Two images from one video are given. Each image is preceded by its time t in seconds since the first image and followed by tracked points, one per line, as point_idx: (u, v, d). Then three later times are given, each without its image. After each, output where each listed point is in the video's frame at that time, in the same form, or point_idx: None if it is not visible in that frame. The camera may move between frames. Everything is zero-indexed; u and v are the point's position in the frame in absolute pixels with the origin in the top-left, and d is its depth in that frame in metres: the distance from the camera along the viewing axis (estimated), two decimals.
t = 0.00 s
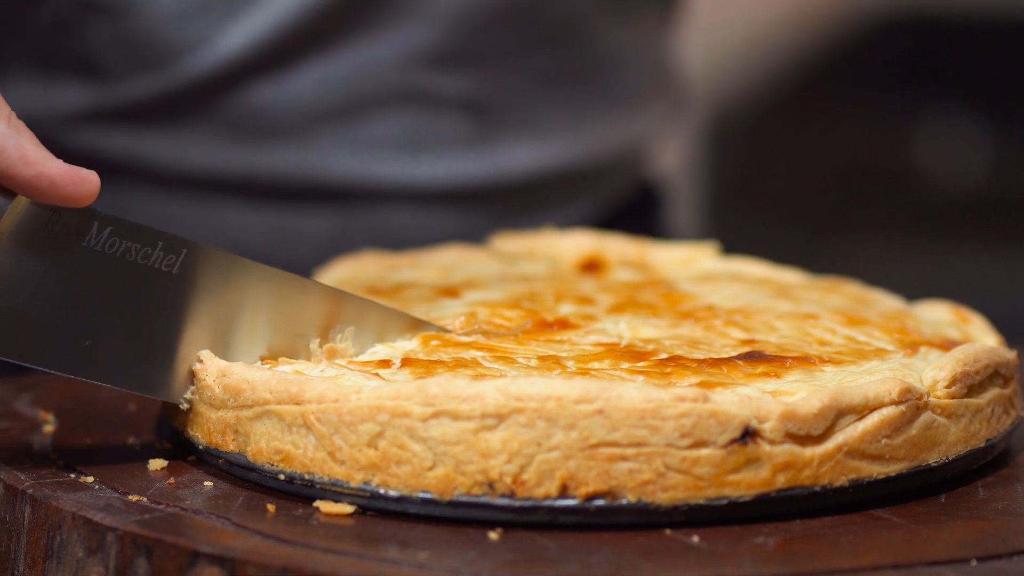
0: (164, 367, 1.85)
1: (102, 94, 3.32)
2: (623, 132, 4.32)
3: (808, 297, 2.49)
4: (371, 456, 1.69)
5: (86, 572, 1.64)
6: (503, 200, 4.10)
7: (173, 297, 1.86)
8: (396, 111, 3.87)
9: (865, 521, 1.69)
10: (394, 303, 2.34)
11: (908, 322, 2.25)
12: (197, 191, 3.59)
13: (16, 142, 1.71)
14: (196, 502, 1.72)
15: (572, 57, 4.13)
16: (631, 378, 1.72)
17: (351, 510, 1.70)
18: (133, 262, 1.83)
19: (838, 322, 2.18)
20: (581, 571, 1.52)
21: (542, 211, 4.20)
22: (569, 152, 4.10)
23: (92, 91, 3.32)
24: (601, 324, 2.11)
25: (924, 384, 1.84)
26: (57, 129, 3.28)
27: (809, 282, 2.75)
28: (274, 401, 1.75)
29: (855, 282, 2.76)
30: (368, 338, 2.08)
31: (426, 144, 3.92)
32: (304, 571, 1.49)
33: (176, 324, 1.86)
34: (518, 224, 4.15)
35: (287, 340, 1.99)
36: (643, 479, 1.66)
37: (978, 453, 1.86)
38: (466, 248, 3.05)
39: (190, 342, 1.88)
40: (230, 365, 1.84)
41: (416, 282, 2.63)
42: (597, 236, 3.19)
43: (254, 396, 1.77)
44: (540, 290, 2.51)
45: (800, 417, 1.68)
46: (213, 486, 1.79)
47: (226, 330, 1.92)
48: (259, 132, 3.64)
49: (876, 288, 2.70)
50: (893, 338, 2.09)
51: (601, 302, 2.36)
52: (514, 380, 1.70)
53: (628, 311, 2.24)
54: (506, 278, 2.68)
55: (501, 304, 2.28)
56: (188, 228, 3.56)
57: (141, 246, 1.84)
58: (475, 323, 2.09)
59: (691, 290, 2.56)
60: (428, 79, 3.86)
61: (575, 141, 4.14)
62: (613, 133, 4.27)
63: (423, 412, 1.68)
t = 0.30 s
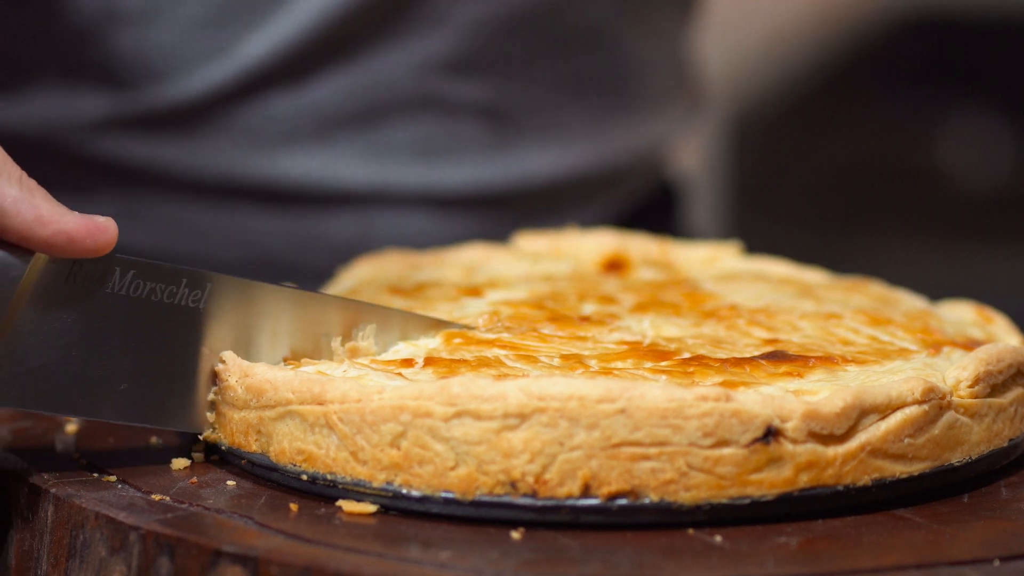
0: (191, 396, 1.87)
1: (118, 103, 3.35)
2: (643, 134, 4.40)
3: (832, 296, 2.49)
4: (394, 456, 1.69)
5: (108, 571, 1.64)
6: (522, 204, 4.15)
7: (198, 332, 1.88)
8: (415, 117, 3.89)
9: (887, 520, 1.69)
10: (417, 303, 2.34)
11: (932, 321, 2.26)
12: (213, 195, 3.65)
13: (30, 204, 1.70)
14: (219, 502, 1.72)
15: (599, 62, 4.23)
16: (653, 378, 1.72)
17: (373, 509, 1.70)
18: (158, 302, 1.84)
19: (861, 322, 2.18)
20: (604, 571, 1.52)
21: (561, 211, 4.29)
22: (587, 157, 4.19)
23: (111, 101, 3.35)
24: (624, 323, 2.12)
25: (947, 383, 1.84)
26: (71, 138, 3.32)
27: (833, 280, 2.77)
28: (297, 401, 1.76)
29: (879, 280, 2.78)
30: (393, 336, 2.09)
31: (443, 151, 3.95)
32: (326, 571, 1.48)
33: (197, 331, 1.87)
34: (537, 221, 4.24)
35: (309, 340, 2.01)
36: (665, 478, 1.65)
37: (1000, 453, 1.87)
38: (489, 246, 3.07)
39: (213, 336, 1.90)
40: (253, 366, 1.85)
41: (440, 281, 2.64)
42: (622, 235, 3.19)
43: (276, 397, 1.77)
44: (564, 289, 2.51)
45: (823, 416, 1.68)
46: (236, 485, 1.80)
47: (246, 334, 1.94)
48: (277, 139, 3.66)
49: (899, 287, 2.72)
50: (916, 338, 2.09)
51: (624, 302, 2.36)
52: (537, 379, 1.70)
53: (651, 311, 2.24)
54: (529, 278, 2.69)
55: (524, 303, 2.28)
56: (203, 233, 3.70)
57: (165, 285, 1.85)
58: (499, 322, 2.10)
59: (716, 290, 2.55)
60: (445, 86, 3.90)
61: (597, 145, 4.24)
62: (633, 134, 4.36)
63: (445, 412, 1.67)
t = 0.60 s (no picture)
0: (207, 387, 1.88)
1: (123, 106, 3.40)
2: (653, 135, 4.41)
3: (846, 296, 2.50)
4: (408, 455, 1.69)
5: (122, 570, 1.63)
6: (529, 205, 4.17)
7: (215, 324, 1.88)
8: (423, 120, 3.93)
9: (901, 521, 1.69)
10: (431, 303, 2.35)
11: (945, 321, 2.26)
12: (221, 198, 3.68)
13: (51, 190, 1.72)
14: (233, 501, 1.72)
15: (608, 64, 4.23)
16: (668, 378, 1.72)
17: (387, 509, 1.70)
18: (176, 293, 1.85)
19: (875, 322, 2.18)
20: (618, 570, 1.51)
21: (569, 213, 4.28)
22: (596, 159, 4.22)
23: (120, 104, 3.39)
24: (638, 323, 2.12)
25: (961, 384, 1.84)
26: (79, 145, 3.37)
27: (846, 280, 2.77)
28: (310, 399, 1.76)
29: (893, 280, 2.78)
30: (406, 335, 2.10)
31: (453, 153, 4.00)
32: (340, 571, 1.48)
33: (212, 321, 1.88)
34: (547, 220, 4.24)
35: (323, 337, 2.02)
36: (679, 479, 1.65)
37: (1015, 453, 1.87)
38: (503, 246, 3.08)
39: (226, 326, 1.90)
40: (265, 360, 1.85)
41: (455, 280, 2.66)
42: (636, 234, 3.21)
43: (290, 393, 1.78)
44: (577, 288, 2.52)
45: (837, 417, 1.68)
46: (250, 485, 1.80)
47: (258, 327, 1.94)
48: (289, 141, 3.68)
49: (915, 287, 2.71)
50: (930, 338, 2.10)
51: (638, 301, 2.36)
52: (552, 378, 1.70)
53: (665, 311, 2.25)
54: (542, 278, 2.69)
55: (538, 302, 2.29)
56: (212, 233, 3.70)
57: (184, 276, 1.85)
58: (515, 322, 2.10)
59: (729, 289, 2.56)
60: (455, 87, 3.93)
61: (607, 148, 4.25)
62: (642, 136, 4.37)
63: (459, 411, 1.67)
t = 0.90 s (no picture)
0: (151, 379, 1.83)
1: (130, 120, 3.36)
2: (658, 136, 4.44)
3: (858, 296, 2.50)
4: (419, 455, 1.69)
5: (134, 570, 1.63)
6: (537, 210, 4.19)
7: (162, 313, 1.84)
8: (431, 128, 3.93)
9: (912, 521, 1.69)
10: (443, 303, 2.35)
11: (957, 322, 2.26)
12: (229, 207, 3.66)
13: None
14: (244, 501, 1.72)
15: (612, 65, 4.22)
16: (678, 378, 1.72)
17: (398, 509, 1.71)
18: (117, 279, 1.80)
19: (886, 322, 2.18)
20: (629, 570, 1.51)
21: (575, 215, 4.32)
22: (604, 163, 4.27)
23: (127, 119, 3.36)
24: (649, 324, 2.12)
25: (972, 383, 1.84)
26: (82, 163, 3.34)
27: (859, 281, 2.77)
28: (321, 400, 1.76)
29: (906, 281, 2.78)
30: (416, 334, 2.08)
31: (462, 162, 3.99)
32: (351, 571, 1.48)
33: (215, 326, 1.89)
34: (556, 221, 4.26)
35: (333, 336, 2.03)
36: (690, 478, 1.65)
37: None
38: (515, 246, 3.08)
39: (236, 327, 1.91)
40: (276, 363, 1.85)
41: (466, 280, 2.66)
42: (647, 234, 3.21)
43: (301, 395, 1.78)
44: (589, 289, 2.52)
45: (848, 416, 1.68)
46: (261, 485, 1.80)
47: (257, 328, 1.94)
48: (296, 149, 3.69)
49: (927, 287, 2.72)
50: (942, 338, 2.10)
51: (650, 302, 2.37)
52: (562, 379, 1.70)
53: (676, 311, 2.25)
54: (554, 278, 2.70)
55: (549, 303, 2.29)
56: (222, 240, 3.67)
57: (126, 263, 1.80)
58: (526, 322, 2.10)
59: (741, 289, 2.57)
60: (462, 98, 3.93)
61: (611, 151, 4.28)
62: (644, 136, 4.38)
63: (470, 411, 1.67)
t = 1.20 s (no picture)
0: (173, 385, 1.84)
1: (136, 128, 3.33)
2: (661, 138, 4.48)
3: (869, 296, 2.50)
4: (430, 456, 1.69)
5: (146, 570, 1.63)
6: (541, 215, 4.21)
7: (183, 321, 1.85)
8: (436, 135, 3.95)
9: (924, 521, 1.69)
10: (454, 303, 2.36)
11: (969, 322, 2.26)
12: (235, 214, 3.64)
13: (18, 182, 1.70)
14: (256, 501, 1.72)
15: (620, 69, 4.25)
16: (690, 378, 1.72)
17: (410, 509, 1.71)
18: (138, 290, 1.82)
19: (898, 322, 2.19)
20: (641, 570, 1.51)
21: (581, 216, 4.33)
22: (605, 164, 4.28)
23: (131, 127, 3.32)
24: (661, 324, 2.13)
25: (984, 383, 1.84)
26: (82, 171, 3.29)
27: (870, 281, 2.78)
28: (332, 401, 1.76)
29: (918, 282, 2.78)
30: (428, 336, 2.09)
31: (466, 167, 4.01)
32: (363, 571, 1.48)
33: (230, 334, 1.89)
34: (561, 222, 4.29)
35: (344, 337, 2.02)
36: (702, 478, 1.65)
37: None
38: (528, 246, 3.09)
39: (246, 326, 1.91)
40: (287, 364, 1.85)
41: (478, 280, 2.68)
42: (658, 234, 3.21)
43: (312, 396, 1.78)
44: (600, 288, 2.53)
45: (860, 416, 1.67)
46: (272, 485, 1.80)
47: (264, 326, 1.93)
48: (301, 157, 3.70)
49: (939, 288, 2.72)
50: (953, 339, 2.10)
51: (661, 302, 2.37)
52: (574, 378, 1.70)
53: (688, 311, 2.25)
54: (565, 278, 2.70)
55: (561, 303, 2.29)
56: (227, 247, 3.65)
57: (146, 273, 1.82)
58: (538, 323, 2.10)
59: (753, 289, 2.58)
60: (464, 104, 3.96)
61: (614, 155, 4.31)
62: (649, 138, 4.43)
63: (482, 411, 1.67)
